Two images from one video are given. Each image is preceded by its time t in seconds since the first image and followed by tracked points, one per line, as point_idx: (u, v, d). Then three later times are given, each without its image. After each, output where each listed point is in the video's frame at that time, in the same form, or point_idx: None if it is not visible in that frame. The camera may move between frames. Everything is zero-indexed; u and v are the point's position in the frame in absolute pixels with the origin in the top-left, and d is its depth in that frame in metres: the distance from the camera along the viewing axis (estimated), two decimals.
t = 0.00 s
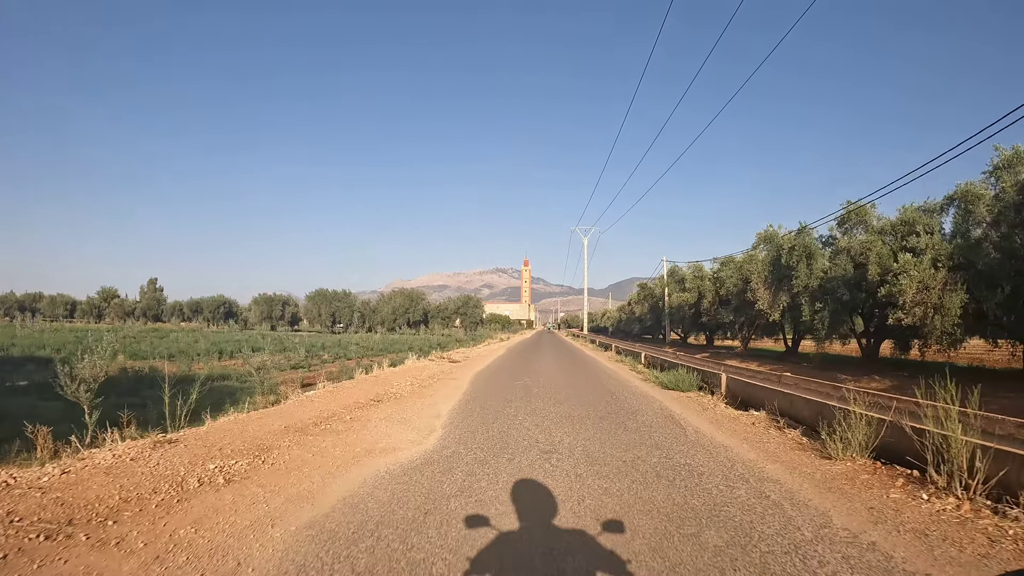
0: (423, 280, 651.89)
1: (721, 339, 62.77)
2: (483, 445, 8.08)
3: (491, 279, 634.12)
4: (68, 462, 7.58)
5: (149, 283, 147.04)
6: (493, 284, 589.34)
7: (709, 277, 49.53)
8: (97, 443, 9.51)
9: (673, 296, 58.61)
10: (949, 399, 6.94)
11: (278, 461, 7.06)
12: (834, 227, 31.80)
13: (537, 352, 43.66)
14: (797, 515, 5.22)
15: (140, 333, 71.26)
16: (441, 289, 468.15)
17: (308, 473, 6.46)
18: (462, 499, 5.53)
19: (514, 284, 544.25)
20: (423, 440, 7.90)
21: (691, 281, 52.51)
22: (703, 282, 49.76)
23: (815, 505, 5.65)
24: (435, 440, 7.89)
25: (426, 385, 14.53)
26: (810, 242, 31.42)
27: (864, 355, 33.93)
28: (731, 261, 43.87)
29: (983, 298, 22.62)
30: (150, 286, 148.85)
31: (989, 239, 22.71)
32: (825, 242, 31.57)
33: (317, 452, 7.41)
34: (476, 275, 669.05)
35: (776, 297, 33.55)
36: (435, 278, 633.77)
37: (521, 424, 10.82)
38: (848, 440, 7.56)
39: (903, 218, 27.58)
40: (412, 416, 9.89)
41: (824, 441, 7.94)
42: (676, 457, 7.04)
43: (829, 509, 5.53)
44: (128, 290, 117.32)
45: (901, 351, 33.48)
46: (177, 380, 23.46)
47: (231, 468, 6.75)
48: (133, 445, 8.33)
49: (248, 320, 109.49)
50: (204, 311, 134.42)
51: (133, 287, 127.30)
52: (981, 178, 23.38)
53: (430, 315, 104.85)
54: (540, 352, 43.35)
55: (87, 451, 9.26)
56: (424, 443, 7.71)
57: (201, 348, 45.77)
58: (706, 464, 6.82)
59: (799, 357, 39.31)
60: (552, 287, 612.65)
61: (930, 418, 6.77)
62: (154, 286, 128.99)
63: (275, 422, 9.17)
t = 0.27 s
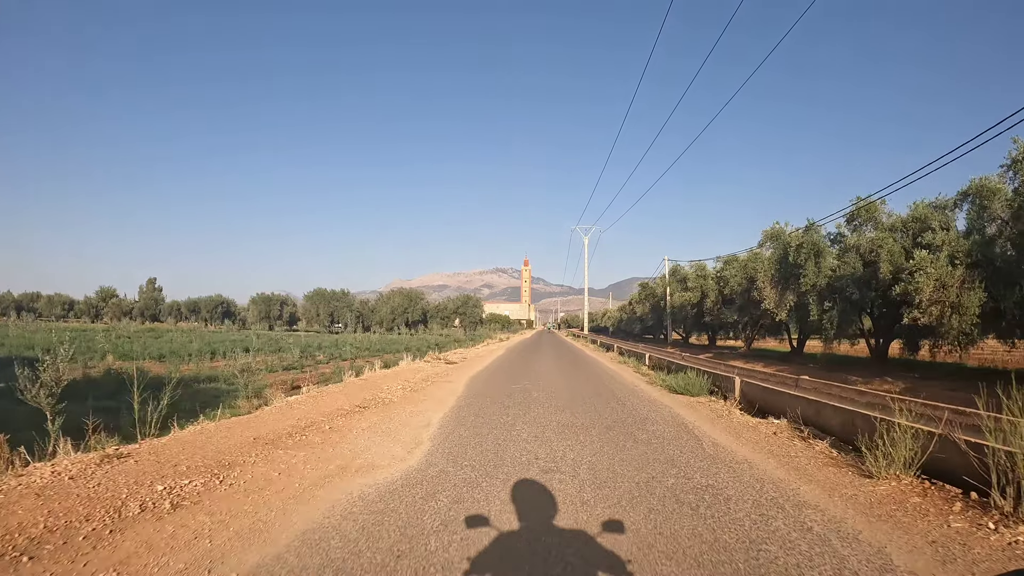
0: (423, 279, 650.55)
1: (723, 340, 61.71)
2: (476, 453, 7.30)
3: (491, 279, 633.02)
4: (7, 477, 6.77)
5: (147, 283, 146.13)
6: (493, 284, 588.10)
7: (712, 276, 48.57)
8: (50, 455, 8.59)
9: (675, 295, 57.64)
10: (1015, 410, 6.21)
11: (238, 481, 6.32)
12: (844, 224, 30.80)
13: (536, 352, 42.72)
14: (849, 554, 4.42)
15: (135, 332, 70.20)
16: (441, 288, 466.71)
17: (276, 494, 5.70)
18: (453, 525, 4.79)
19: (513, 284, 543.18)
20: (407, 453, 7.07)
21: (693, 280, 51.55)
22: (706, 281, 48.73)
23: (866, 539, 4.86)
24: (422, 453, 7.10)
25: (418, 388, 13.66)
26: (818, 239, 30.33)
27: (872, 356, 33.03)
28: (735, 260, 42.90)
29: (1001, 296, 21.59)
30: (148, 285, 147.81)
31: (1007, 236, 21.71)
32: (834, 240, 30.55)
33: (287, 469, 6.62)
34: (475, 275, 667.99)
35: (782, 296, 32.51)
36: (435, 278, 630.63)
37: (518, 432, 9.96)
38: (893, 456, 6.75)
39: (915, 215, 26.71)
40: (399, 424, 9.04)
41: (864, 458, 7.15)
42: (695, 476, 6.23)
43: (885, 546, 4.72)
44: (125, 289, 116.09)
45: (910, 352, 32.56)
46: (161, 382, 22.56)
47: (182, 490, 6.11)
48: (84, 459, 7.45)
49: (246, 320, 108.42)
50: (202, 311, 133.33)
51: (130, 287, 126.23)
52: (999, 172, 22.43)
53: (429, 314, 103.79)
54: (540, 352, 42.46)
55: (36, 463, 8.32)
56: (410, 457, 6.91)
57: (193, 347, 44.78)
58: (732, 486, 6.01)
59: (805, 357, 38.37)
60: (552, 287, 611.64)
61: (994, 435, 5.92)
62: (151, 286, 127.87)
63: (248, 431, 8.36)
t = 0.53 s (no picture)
0: (423, 280, 649.57)
1: (724, 340, 61.22)
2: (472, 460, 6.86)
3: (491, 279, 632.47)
4: None
5: (147, 283, 145.62)
6: (493, 284, 587.61)
7: (713, 275, 48.05)
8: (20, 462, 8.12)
9: (676, 295, 57.14)
10: None
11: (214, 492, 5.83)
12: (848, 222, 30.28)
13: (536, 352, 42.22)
14: None
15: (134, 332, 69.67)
16: (441, 289, 466.29)
17: (254, 508, 5.26)
18: (444, 547, 4.35)
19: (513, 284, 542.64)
20: (397, 462, 6.63)
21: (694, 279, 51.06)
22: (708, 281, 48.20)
23: (901, 561, 4.42)
24: (413, 461, 6.67)
25: (415, 390, 13.19)
26: (823, 237, 29.86)
27: (877, 356, 32.55)
28: (737, 259, 42.38)
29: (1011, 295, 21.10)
30: (147, 286, 147.33)
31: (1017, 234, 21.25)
32: (839, 238, 30.02)
33: (267, 478, 6.18)
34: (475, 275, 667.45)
35: (785, 296, 32.03)
36: (434, 278, 630.10)
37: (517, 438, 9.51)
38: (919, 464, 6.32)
39: (920, 213, 26.26)
40: (391, 429, 8.59)
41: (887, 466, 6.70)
42: (708, 488, 5.80)
43: (922, 570, 4.28)
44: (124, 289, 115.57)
45: (915, 352, 32.07)
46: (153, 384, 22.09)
47: (153, 503, 5.60)
48: (52, 468, 6.98)
49: (245, 321, 107.84)
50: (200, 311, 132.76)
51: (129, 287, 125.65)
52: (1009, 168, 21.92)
53: (428, 314, 103.23)
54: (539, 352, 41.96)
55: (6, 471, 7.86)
56: (400, 465, 6.48)
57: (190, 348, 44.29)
58: (746, 498, 5.59)
59: (808, 358, 37.87)
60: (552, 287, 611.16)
61: None
62: (150, 286, 127.30)
63: (230, 438, 7.90)
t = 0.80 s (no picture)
0: (423, 280, 649.06)
1: (727, 341, 60.32)
2: (461, 478, 6.01)
3: (491, 279, 631.62)
4: None
5: (146, 283, 144.96)
6: (493, 284, 586.69)
7: (716, 274, 47.17)
8: None
9: (677, 295, 56.22)
10: None
11: (153, 522, 5.00)
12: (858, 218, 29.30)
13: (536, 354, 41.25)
14: None
15: (129, 333, 68.61)
16: (441, 289, 464.70)
17: (195, 542, 4.49)
18: None
19: (513, 284, 541.94)
20: (373, 483, 5.72)
21: (697, 279, 50.08)
22: (711, 280, 47.22)
23: None
24: (393, 479, 5.81)
25: (405, 394, 12.27)
26: (832, 234, 28.93)
27: (886, 357, 31.64)
28: (741, 258, 41.49)
29: None
30: (145, 285, 146.58)
31: None
32: (849, 235, 29.04)
33: (221, 503, 5.35)
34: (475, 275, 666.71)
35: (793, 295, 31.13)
36: (434, 279, 629.53)
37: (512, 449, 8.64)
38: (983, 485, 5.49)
39: (933, 209, 25.35)
40: (373, 440, 7.71)
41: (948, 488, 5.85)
42: (739, 517, 4.95)
43: None
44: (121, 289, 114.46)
45: (926, 353, 31.15)
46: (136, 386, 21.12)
47: (80, 534, 4.77)
48: None
49: (242, 321, 106.91)
50: (198, 311, 131.71)
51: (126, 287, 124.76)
52: None
53: (427, 314, 102.34)
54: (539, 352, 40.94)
55: None
56: (378, 485, 5.63)
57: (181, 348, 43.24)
58: (785, 532, 4.75)
59: (815, 359, 36.93)
60: (552, 287, 610.65)
61: None
62: (147, 286, 126.35)
63: (189, 452, 7.02)
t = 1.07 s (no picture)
0: (423, 280, 648.66)
1: (728, 341, 59.87)
2: (454, 490, 5.59)
3: (491, 279, 630.91)
4: None
5: (145, 283, 144.58)
6: (493, 284, 586.23)
7: (717, 274, 46.72)
8: None
9: (678, 294, 55.76)
10: None
11: (118, 537, 4.63)
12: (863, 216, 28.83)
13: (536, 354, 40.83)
14: None
15: (128, 333, 68.24)
16: (441, 288, 464.21)
17: (160, 564, 4.07)
18: None
19: (513, 284, 541.39)
20: (358, 496, 5.28)
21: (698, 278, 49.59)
22: (712, 280, 46.75)
23: None
24: (380, 491, 5.40)
25: (401, 397, 11.84)
26: (836, 233, 28.44)
27: (891, 357, 31.19)
28: (744, 257, 41.04)
29: None
30: (145, 285, 146.15)
31: None
32: (854, 233, 28.57)
33: (191, 518, 4.99)
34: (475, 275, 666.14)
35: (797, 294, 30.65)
36: (434, 279, 629.04)
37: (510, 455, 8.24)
38: (1020, 500, 5.09)
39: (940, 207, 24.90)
40: (363, 446, 7.30)
41: (981, 502, 5.45)
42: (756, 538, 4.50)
43: None
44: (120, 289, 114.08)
45: (932, 353, 30.70)
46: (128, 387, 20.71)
47: (37, 549, 4.35)
48: None
49: (241, 321, 106.47)
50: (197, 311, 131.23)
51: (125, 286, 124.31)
52: None
53: (427, 314, 101.89)
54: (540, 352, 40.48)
55: None
56: (363, 498, 5.21)
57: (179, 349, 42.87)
58: (806, 554, 4.35)
59: (818, 359, 36.47)
60: (552, 287, 610.18)
61: None
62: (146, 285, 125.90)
63: (164, 461, 6.68)
